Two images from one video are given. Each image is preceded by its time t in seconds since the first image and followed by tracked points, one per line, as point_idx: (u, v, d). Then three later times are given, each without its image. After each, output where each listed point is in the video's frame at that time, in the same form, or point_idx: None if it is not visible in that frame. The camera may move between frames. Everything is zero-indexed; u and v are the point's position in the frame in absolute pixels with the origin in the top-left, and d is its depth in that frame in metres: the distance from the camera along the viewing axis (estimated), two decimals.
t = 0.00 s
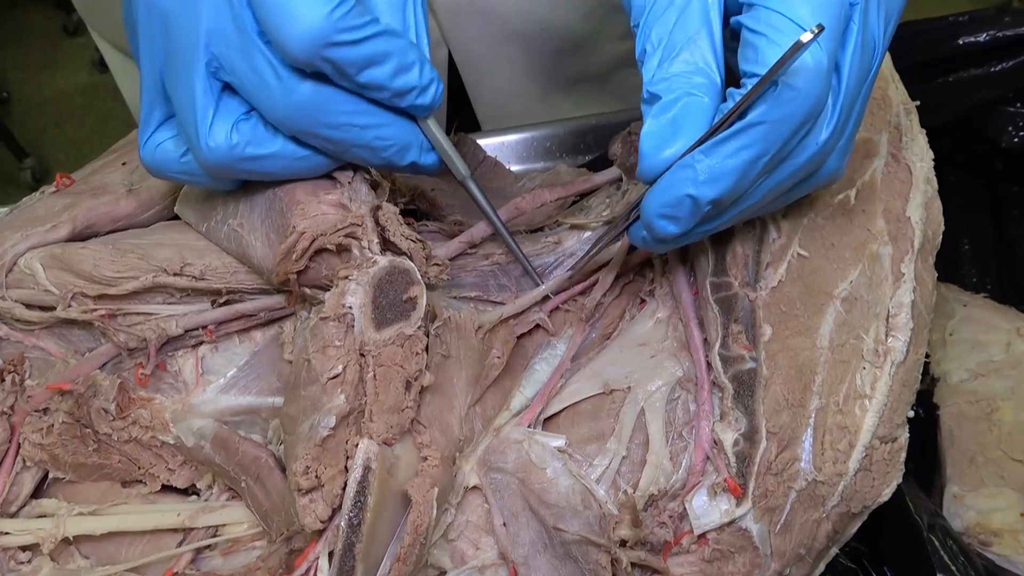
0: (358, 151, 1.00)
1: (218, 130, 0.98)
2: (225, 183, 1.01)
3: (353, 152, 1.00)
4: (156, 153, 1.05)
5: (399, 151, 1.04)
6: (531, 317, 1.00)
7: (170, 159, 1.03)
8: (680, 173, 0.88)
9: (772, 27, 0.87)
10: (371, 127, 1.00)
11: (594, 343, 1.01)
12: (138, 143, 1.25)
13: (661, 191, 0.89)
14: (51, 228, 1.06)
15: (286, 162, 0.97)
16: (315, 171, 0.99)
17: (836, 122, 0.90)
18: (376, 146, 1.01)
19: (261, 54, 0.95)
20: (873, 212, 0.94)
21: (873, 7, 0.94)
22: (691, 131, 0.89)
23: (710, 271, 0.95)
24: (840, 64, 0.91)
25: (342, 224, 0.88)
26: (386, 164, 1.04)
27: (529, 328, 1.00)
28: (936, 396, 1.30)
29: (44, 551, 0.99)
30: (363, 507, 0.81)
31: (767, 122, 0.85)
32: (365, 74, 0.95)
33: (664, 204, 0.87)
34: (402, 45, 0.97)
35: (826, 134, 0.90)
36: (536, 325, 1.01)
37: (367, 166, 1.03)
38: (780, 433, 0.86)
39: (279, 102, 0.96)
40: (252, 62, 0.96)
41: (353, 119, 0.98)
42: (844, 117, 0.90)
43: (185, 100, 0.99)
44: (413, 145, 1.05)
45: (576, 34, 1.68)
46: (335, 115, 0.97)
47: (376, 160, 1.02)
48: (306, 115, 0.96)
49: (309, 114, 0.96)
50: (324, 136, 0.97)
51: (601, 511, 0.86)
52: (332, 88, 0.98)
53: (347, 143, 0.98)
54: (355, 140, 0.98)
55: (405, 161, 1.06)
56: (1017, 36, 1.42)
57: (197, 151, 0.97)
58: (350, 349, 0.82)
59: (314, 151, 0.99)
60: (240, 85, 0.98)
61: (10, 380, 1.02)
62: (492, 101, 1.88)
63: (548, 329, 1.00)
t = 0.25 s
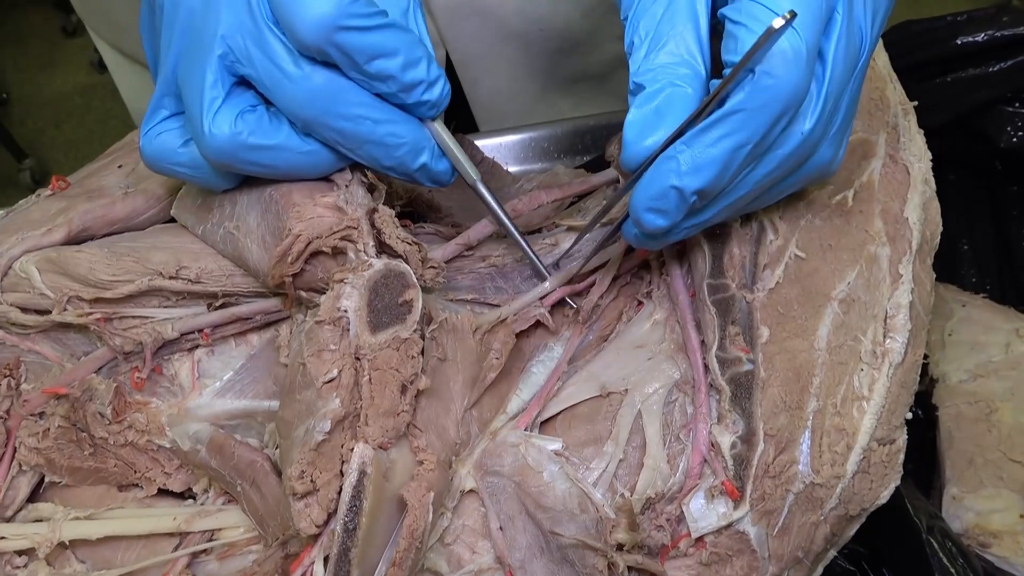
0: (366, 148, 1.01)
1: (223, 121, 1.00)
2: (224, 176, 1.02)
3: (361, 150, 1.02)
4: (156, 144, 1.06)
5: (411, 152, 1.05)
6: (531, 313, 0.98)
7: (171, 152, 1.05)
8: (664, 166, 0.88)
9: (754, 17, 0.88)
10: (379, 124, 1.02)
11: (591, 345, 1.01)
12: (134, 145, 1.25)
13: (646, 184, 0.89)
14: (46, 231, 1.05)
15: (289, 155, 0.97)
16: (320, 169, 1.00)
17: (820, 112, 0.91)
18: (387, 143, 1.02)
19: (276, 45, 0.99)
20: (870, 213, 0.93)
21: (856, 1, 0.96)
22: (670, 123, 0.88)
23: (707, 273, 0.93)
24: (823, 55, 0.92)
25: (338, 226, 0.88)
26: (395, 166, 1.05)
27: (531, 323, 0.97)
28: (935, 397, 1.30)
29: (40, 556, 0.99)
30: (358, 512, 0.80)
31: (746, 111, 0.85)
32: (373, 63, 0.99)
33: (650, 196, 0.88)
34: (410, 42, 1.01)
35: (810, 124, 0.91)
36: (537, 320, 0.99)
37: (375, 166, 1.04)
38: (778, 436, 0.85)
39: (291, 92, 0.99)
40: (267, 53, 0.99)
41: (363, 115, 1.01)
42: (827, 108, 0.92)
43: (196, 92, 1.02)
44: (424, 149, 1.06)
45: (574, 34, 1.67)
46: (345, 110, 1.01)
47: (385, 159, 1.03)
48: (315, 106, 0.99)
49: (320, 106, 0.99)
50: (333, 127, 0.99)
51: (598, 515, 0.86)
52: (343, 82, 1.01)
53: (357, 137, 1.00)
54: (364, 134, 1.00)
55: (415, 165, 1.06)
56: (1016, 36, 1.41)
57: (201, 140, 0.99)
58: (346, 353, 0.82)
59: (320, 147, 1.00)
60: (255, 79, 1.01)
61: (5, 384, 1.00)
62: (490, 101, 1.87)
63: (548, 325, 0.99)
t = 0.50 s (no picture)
0: (361, 143, 1.02)
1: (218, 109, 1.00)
2: (218, 168, 1.01)
3: (357, 146, 1.02)
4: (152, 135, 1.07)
5: (406, 153, 1.05)
6: (531, 311, 0.97)
7: (167, 142, 1.05)
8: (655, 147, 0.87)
9: None
10: (375, 119, 1.02)
11: (587, 346, 1.00)
12: (130, 147, 1.25)
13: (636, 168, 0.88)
14: (41, 234, 1.05)
15: (282, 146, 0.97)
16: (314, 165, 0.99)
17: (810, 88, 0.89)
18: (381, 140, 1.02)
19: (277, 34, 1.00)
20: (867, 213, 0.93)
21: None
22: (658, 106, 0.88)
23: (703, 272, 0.92)
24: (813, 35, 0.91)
25: (333, 227, 0.87)
26: (389, 166, 1.05)
27: (530, 321, 0.97)
28: (934, 397, 1.29)
29: (36, 558, 0.98)
30: (353, 515, 0.80)
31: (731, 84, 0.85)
32: (371, 54, 1.00)
33: (642, 178, 0.87)
34: (408, 37, 1.04)
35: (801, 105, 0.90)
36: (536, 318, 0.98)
37: (369, 164, 1.04)
38: (774, 436, 0.85)
39: (288, 84, 1.00)
40: (264, 42, 1.00)
41: (360, 109, 1.02)
42: (818, 88, 0.90)
43: (193, 81, 1.02)
44: (420, 151, 1.06)
45: (573, 33, 1.67)
46: (342, 103, 1.01)
47: (380, 156, 1.03)
48: (311, 97, 1.00)
49: (316, 97, 1.00)
50: (328, 118, 1.00)
51: (595, 516, 0.86)
52: (340, 73, 1.02)
53: (353, 131, 1.01)
54: (359, 129, 1.01)
55: (410, 166, 1.06)
56: (1014, 34, 1.41)
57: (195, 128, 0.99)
58: (341, 355, 0.82)
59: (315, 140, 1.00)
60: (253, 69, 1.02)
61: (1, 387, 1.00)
62: (489, 100, 1.87)
63: (548, 322, 0.98)
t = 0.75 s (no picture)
0: (360, 142, 1.01)
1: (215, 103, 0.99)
2: (215, 166, 1.01)
3: (355, 145, 1.01)
4: (150, 130, 1.06)
5: (405, 153, 1.04)
6: (531, 311, 0.96)
7: (165, 138, 1.05)
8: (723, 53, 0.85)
9: None
10: (374, 118, 1.02)
11: (588, 343, 1.00)
12: (128, 144, 1.24)
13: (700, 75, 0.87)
14: (39, 232, 1.05)
15: (280, 144, 0.97)
16: (312, 164, 0.98)
17: None
18: (380, 139, 1.02)
19: (277, 30, 1.00)
20: (869, 208, 0.91)
21: None
22: (710, 3, 0.89)
23: (704, 269, 0.90)
24: None
25: (331, 225, 0.87)
26: (387, 167, 1.03)
27: (528, 321, 0.96)
28: (936, 394, 1.30)
29: (34, 558, 0.98)
30: (352, 514, 0.80)
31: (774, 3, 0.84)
32: (372, 53, 1.01)
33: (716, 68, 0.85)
34: (410, 37, 1.04)
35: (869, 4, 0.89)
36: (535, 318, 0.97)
37: (367, 164, 1.03)
38: (776, 434, 0.85)
39: (288, 80, 1.00)
40: (264, 37, 0.99)
41: (359, 107, 1.01)
42: None
43: (191, 76, 1.01)
44: (419, 152, 1.05)
45: (572, 30, 1.66)
46: (341, 101, 1.01)
47: (379, 156, 1.02)
48: (311, 94, 1.00)
49: (316, 95, 1.00)
50: (328, 116, 1.00)
51: (595, 514, 0.86)
52: (340, 70, 1.02)
53: (352, 129, 1.00)
54: (358, 127, 1.00)
55: (410, 167, 1.05)
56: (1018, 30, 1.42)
57: (192, 122, 0.99)
58: (339, 353, 0.81)
59: (313, 138, 1.00)
60: (252, 66, 1.01)
61: None
62: (488, 97, 1.86)
63: (547, 323, 0.98)
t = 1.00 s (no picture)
0: (365, 136, 1.02)
1: (221, 94, 0.99)
2: (219, 158, 1.01)
3: (360, 139, 1.02)
4: (155, 124, 1.07)
5: (409, 149, 1.05)
6: (532, 307, 0.95)
7: (172, 132, 1.06)
8: None
9: None
10: (379, 114, 1.03)
11: (590, 342, 1.00)
12: (130, 144, 1.24)
13: None
14: (42, 232, 1.05)
15: (286, 136, 0.97)
16: (315, 158, 0.99)
17: None
18: (384, 135, 1.03)
19: (284, 24, 1.01)
20: (871, 208, 0.91)
21: None
22: None
23: (706, 269, 0.90)
24: None
25: (334, 224, 0.87)
26: (390, 162, 1.05)
27: (530, 318, 0.95)
28: (938, 393, 1.30)
29: (38, 558, 0.99)
30: (356, 513, 0.80)
31: None
32: (381, 50, 1.03)
33: None
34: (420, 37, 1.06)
35: None
36: (537, 316, 0.96)
37: (371, 159, 1.04)
38: (778, 433, 0.85)
39: (296, 74, 1.00)
40: (273, 30, 1.00)
41: (365, 102, 1.03)
42: None
43: (196, 65, 1.01)
44: (422, 149, 1.06)
45: (573, 29, 1.66)
46: (347, 97, 1.02)
47: (382, 151, 1.03)
48: (318, 87, 1.01)
49: (322, 88, 1.01)
50: (336, 110, 1.01)
51: (598, 513, 0.86)
52: (347, 66, 1.03)
53: (358, 123, 1.01)
54: (364, 122, 1.01)
55: (412, 164, 1.06)
56: (1017, 28, 1.42)
57: (196, 112, 0.99)
58: (342, 352, 0.81)
59: (317, 131, 1.00)
60: (259, 58, 1.02)
61: (2, 386, 1.01)
62: (489, 95, 1.87)
63: (548, 319, 0.96)
